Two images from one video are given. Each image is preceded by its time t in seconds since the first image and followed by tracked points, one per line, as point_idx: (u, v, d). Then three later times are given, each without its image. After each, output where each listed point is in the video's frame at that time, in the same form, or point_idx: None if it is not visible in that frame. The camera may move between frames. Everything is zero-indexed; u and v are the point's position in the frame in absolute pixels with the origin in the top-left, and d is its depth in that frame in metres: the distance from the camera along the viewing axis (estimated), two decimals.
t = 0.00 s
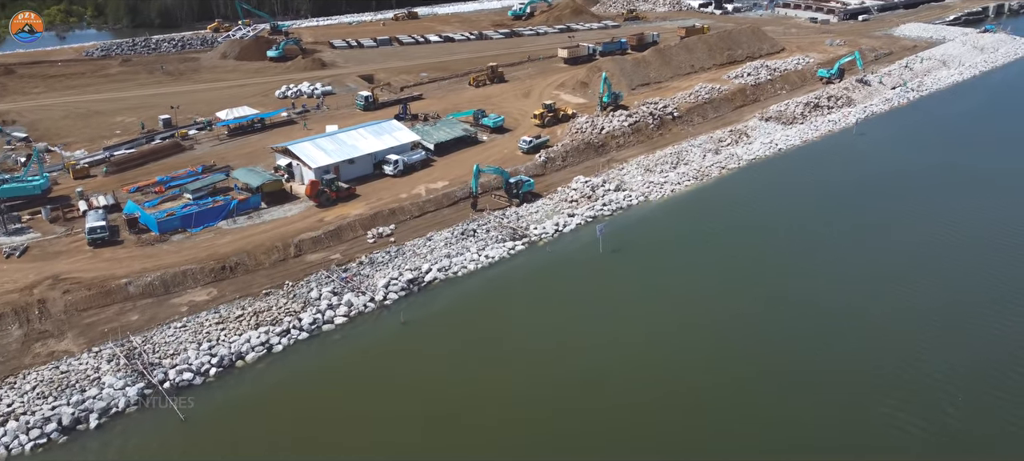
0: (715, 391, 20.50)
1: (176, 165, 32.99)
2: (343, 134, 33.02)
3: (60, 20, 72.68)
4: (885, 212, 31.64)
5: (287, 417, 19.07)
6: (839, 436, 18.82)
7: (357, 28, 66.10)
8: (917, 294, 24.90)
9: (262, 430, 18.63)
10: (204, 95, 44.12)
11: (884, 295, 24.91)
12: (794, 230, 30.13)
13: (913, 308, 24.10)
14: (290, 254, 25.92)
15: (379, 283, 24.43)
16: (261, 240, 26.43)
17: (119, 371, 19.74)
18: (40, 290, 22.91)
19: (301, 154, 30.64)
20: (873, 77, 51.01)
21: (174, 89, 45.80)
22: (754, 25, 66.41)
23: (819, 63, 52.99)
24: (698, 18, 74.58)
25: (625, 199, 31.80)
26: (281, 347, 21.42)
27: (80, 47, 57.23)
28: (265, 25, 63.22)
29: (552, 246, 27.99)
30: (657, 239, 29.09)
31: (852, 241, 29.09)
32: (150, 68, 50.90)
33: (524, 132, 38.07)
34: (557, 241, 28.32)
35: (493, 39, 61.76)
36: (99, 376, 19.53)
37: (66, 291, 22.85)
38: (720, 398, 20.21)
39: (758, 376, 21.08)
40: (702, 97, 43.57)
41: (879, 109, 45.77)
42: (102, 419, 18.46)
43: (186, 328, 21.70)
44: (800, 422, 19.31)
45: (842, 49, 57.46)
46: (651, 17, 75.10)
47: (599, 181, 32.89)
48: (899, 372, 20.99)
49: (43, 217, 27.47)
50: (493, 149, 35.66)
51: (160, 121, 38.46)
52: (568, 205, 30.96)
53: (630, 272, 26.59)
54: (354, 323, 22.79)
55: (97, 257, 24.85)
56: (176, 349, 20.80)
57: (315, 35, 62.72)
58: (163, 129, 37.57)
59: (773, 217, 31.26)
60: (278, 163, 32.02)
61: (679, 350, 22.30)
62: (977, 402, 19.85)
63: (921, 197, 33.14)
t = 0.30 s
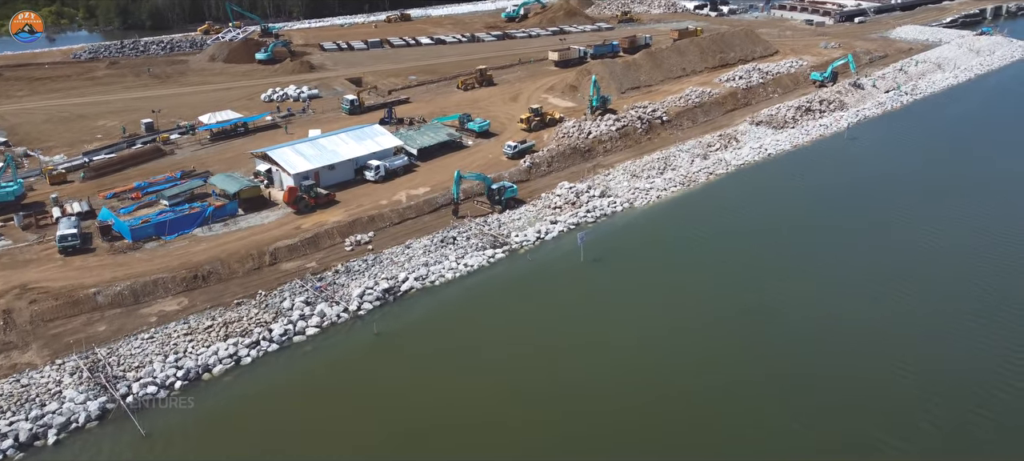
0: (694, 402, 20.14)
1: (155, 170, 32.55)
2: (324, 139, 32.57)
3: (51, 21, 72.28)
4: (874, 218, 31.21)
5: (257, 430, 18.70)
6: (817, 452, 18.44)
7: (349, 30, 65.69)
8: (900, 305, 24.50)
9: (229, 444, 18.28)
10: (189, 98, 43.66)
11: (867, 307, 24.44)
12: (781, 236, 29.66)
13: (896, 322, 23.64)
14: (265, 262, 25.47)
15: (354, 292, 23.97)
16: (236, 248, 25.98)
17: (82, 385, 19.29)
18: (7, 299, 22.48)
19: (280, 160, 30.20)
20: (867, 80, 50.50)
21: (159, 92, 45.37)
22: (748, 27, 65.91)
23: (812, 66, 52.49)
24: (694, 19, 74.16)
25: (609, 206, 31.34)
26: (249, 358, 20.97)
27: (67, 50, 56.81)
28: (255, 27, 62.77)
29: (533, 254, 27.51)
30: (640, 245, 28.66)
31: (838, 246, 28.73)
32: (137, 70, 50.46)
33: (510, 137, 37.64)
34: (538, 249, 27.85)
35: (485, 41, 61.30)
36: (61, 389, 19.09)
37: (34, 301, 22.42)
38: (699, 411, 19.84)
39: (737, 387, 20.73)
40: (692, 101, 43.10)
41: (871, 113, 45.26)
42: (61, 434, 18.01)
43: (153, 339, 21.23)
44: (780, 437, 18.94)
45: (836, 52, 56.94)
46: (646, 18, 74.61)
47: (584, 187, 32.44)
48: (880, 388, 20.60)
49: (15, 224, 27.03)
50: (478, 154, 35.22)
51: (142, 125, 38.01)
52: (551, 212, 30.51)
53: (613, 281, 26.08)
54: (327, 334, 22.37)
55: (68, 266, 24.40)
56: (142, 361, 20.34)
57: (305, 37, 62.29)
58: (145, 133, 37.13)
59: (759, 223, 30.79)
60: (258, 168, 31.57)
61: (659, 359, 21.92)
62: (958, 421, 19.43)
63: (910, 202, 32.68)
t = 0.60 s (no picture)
0: (711, 403, 19.88)
1: (137, 174, 32.15)
2: (309, 143, 32.16)
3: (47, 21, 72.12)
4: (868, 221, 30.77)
5: (268, 438, 18.50)
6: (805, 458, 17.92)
7: (344, 31, 65.32)
8: (892, 310, 23.88)
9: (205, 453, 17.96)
10: (178, 101, 43.27)
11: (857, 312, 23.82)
12: (773, 241, 29.16)
13: (887, 328, 23.02)
14: (243, 270, 25.03)
15: (332, 301, 23.53)
16: (214, 255, 25.56)
17: (47, 396, 18.89)
18: None
19: (262, 164, 29.77)
20: (864, 83, 49.88)
21: (149, 94, 45.01)
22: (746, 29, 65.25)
23: (810, 69, 51.85)
24: (692, 21, 73.61)
25: (597, 212, 30.86)
26: (221, 369, 20.55)
27: (60, 51, 56.56)
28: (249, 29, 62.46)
29: (516, 262, 27.03)
30: (628, 251, 28.22)
31: (833, 249, 28.30)
32: (128, 71, 50.13)
33: (499, 140, 37.15)
34: (522, 257, 27.37)
35: (480, 42, 60.82)
36: (26, 401, 18.69)
37: (4, 309, 22.03)
38: (717, 411, 19.59)
39: (749, 386, 20.50)
40: (686, 104, 42.54)
41: (868, 117, 44.65)
42: (24, 448, 17.60)
43: (123, 349, 20.81)
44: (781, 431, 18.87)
45: (834, 54, 56.30)
46: (644, 20, 74.07)
47: (572, 192, 31.96)
48: (872, 396, 20.01)
49: None
50: (466, 158, 34.75)
51: (129, 128, 37.64)
52: (538, 218, 30.04)
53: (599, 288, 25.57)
54: (303, 343, 21.95)
55: (42, 272, 24.01)
56: (110, 372, 19.93)
57: (299, 38, 61.93)
58: (131, 136, 36.75)
59: (750, 228, 30.27)
60: (241, 173, 31.14)
61: (651, 360, 21.65)
62: (948, 430, 18.80)
63: (905, 206, 32.18)
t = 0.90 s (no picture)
0: (711, 406, 19.58)
1: (123, 178, 31.81)
2: (296, 147, 31.74)
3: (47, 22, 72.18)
4: (867, 225, 30.16)
5: (261, 441, 18.37)
6: None
7: (342, 32, 64.96)
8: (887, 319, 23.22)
9: None
10: (170, 103, 42.98)
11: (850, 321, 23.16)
12: (767, 246, 28.58)
13: (880, 336, 22.35)
14: (222, 277, 24.61)
15: (311, 310, 23.09)
16: (194, 261, 25.15)
17: (15, 408, 18.54)
18: None
19: (247, 169, 29.36)
20: (866, 86, 49.11)
21: (141, 96, 44.73)
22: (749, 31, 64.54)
23: (811, 72, 51.09)
24: (693, 22, 72.91)
25: (587, 218, 30.31)
26: (195, 380, 20.14)
27: (57, 52, 56.46)
28: (247, 30, 62.20)
29: (501, 270, 26.49)
30: (619, 257, 27.67)
31: (830, 254, 27.71)
32: (123, 72, 49.91)
33: (491, 144, 36.64)
34: (507, 265, 26.84)
35: (479, 44, 60.34)
36: None
37: None
38: (718, 413, 19.30)
39: (747, 389, 20.16)
40: (683, 108, 41.87)
41: (869, 121, 43.90)
42: None
43: (95, 359, 20.43)
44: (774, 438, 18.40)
45: (836, 56, 55.51)
46: (645, 21, 73.40)
47: (563, 197, 31.41)
48: (863, 405, 19.41)
49: None
50: (456, 163, 34.25)
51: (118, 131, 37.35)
52: (526, 224, 29.52)
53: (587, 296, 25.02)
54: (279, 354, 21.51)
55: (18, 279, 23.67)
56: (80, 383, 19.55)
57: (297, 40, 61.61)
58: (120, 138, 36.46)
59: (744, 234, 29.65)
60: (227, 177, 30.76)
61: (640, 367, 21.24)
62: (940, 442, 18.16)
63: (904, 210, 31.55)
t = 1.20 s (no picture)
0: (708, 408, 19.26)
1: (106, 182, 31.42)
2: (281, 151, 31.31)
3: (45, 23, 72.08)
4: (864, 230, 29.60)
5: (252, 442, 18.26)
6: None
7: (338, 33, 64.59)
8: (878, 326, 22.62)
9: None
10: (160, 105, 42.63)
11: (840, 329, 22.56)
12: (760, 251, 28.03)
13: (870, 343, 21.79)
14: (200, 285, 24.18)
15: (287, 319, 22.62)
16: (172, 268, 24.75)
17: None
18: None
19: (229, 173, 28.92)
20: (865, 89, 48.45)
21: (131, 98, 44.39)
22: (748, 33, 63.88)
23: (809, 75, 50.44)
24: (693, 24, 72.19)
25: (575, 224, 29.78)
26: (165, 390, 19.70)
27: (51, 53, 56.26)
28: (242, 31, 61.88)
29: (485, 277, 25.99)
30: (608, 263, 27.15)
31: (826, 258, 27.17)
32: (115, 74, 49.62)
33: (481, 148, 36.15)
34: (492, 272, 26.35)
35: (475, 46, 59.87)
36: None
37: None
38: (715, 416, 18.97)
39: (736, 397, 19.65)
40: (678, 111, 41.30)
41: (867, 125, 43.23)
42: None
43: (63, 370, 20.02)
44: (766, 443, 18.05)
45: (836, 59, 54.83)
46: (644, 23, 72.79)
47: (551, 203, 30.90)
48: (852, 414, 18.84)
49: None
50: (443, 168, 33.77)
51: (106, 133, 37.01)
52: (513, 230, 29.02)
53: (573, 301, 24.54)
54: (254, 364, 21.06)
55: None
56: (47, 394, 19.14)
57: (292, 41, 61.25)
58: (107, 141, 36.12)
59: (737, 240, 29.06)
60: (211, 181, 30.35)
61: (629, 372, 20.81)
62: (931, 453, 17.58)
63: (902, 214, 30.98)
